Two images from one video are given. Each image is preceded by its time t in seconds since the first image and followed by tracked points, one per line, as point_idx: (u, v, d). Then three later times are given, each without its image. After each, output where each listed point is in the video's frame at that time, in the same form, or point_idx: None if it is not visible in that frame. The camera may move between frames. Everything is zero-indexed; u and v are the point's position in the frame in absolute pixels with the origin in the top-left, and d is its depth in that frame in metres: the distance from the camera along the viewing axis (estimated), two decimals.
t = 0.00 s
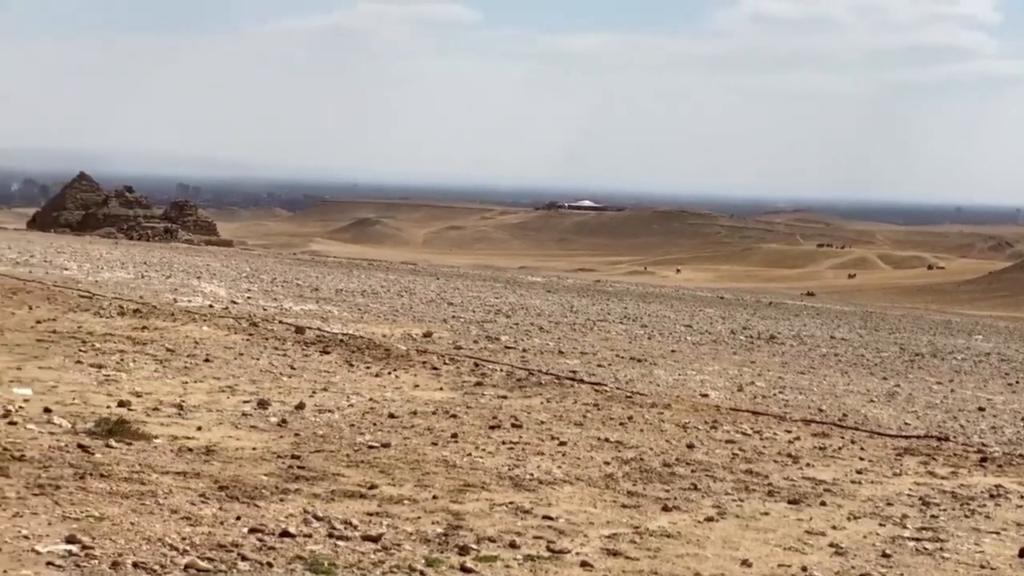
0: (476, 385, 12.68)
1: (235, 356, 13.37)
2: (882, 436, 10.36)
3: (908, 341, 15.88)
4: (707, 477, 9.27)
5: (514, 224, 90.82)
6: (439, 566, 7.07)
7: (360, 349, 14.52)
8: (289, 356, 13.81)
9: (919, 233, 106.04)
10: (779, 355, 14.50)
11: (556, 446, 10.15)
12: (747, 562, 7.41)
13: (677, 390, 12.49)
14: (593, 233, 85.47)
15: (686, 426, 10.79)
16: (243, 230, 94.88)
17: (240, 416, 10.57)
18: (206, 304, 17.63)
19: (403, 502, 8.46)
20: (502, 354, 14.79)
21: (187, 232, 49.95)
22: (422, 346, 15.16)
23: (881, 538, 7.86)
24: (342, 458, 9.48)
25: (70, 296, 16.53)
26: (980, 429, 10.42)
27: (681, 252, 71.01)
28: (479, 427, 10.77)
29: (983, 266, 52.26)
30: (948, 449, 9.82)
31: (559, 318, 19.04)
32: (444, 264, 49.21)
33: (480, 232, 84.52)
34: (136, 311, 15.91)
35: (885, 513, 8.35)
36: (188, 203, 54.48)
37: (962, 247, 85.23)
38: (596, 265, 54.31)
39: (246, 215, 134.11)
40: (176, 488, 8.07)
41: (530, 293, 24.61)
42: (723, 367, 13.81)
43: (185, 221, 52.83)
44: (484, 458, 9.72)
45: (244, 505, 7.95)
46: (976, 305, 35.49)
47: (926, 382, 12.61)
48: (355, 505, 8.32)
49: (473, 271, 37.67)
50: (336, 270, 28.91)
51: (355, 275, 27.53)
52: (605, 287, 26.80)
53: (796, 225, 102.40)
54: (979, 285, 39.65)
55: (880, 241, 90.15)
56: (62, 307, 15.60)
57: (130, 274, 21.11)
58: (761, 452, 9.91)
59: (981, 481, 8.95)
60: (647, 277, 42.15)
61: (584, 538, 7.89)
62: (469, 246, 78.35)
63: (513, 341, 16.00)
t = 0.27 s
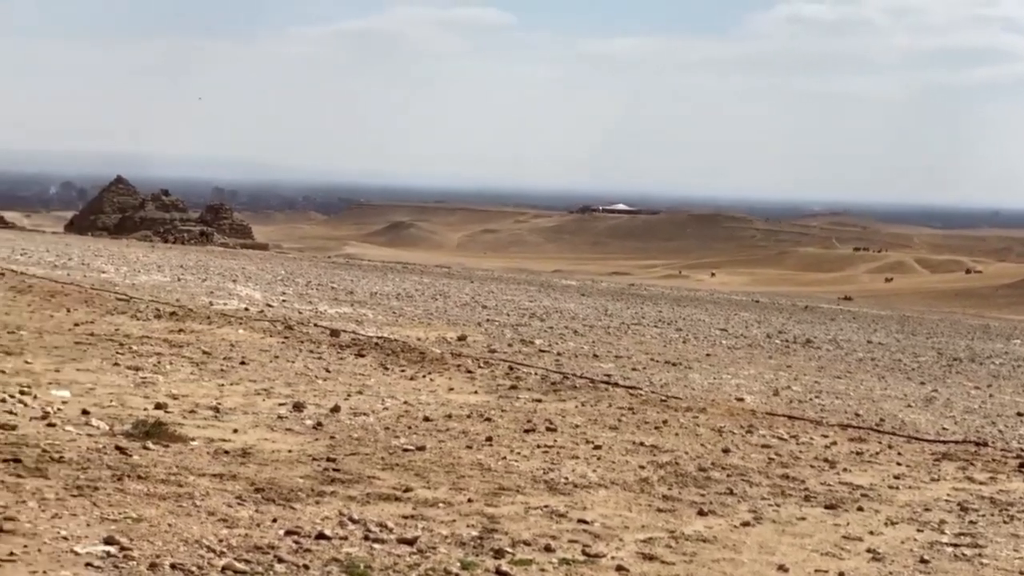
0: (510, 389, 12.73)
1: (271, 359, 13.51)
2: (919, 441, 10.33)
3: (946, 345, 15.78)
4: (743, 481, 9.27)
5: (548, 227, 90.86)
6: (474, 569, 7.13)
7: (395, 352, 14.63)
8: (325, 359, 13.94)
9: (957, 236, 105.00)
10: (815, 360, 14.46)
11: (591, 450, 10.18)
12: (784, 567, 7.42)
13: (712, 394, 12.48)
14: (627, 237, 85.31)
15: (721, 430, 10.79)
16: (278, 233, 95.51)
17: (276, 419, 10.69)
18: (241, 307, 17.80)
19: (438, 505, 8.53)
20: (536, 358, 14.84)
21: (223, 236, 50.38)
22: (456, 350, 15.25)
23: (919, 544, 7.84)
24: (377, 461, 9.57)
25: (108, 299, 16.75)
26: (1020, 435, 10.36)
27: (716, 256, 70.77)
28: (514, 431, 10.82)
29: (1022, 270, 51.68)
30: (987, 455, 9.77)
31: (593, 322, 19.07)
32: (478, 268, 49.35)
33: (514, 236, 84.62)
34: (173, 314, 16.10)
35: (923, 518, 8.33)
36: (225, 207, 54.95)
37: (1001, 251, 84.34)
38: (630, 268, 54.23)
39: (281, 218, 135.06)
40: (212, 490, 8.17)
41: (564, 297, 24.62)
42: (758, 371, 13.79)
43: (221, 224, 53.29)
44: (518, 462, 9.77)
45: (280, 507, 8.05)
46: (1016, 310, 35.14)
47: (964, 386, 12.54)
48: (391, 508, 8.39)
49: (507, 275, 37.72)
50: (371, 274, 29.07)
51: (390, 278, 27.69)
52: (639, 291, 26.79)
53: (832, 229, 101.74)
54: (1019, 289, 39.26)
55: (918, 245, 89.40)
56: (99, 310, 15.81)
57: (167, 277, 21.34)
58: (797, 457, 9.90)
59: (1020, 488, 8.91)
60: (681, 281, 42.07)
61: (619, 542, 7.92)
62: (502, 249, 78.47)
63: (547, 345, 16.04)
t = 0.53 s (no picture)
0: (544, 393, 12.77)
1: (304, 364, 13.63)
2: (956, 446, 10.29)
3: (983, 351, 15.68)
4: (778, 487, 9.27)
5: (580, 232, 90.81)
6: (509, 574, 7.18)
7: (428, 357, 14.71)
8: (358, 363, 14.04)
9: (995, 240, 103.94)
10: (850, 365, 14.41)
11: (625, 454, 10.21)
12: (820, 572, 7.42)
13: (746, 399, 12.47)
14: (660, 241, 85.11)
15: (755, 435, 10.78)
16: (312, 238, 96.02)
17: (310, 423, 10.79)
18: (275, 312, 17.97)
19: (472, 509, 8.59)
20: (569, 363, 14.88)
21: (257, 241, 50.73)
22: (489, 354, 15.31)
23: (956, 550, 7.81)
24: (411, 466, 9.64)
25: (143, 304, 16.95)
26: None
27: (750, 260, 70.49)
28: (548, 435, 10.87)
29: None
30: None
31: (627, 327, 19.08)
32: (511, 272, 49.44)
33: (546, 241, 84.65)
34: (207, 318, 16.27)
35: (960, 524, 8.31)
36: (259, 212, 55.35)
37: None
38: (663, 273, 54.12)
39: (315, 224, 135.78)
40: (247, 494, 8.28)
41: (597, 302, 24.62)
42: (793, 376, 13.76)
43: (255, 229, 53.68)
44: (552, 466, 9.82)
45: (314, 511, 8.14)
46: None
47: (1001, 392, 12.46)
48: (425, 512, 8.47)
49: (540, 279, 37.77)
50: (404, 279, 29.20)
51: (422, 283, 27.80)
52: (672, 295, 26.76)
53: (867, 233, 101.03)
54: None
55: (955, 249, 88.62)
56: (135, 314, 16.01)
57: (201, 282, 21.56)
58: (832, 462, 9.88)
59: None
60: (714, 286, 41.94)
61: (654, 547, 7.95)
62: (535, 254, 78.52)
63: (580, 350, 16.07)
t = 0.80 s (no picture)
0: (582, 399, 12.79)
1: (342, 369, 13.74)
2: (998, 453, 10.21)
3: None
4: (818, 493, 9.23)
5: (617, 237, 90.65)
6: None
7: (466, 363, 14.77)
8: (396, 369, 14.13)
9: None
10: (891, 370, 14.31)
11: (663, 460, 10.21)
12: None
13: (785, 404, 12.42)
14: (698, 246, 84.78)
15: (795, 441, 10.74)
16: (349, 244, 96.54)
17: (348, 429, 10.88)
18: (313, 318, 18.11)
19: (510, 515, 8.63)
20: (607, 368, 14.88)
21: (295, 247, 51.07)
22: (527, 360, 15.35)
23: (998, 557, 7.76)
24: (449, 471, 9.70)
25: (182, 309, 17.14)
26: None
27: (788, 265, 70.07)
28: (586, 441, 10.89)
29: None
30: None
31: (664, 332, 19.06)
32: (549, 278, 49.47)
33: (583, 246, 84.59)
34: (246, 324, 16.43)
35: (1003, 531, 8.24)
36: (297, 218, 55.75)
37: None
38: (701, 278, 53.92)
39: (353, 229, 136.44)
40: (286, 499, 8.37)
41: (636, 307, 24.57)
42: (832, 381, 13.69)
43: (293, 235, 54.08)
44: (590, 472, 9.84)
45: (353, 517, 8.21)
46: None
47: None
48: (463, 517, 8.52)
49: (578, 285, 37.76)
50: (441, 284, 29.32)
51: (460, 288, 27.89)
52: (710, 301, 26.69)
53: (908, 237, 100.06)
54: None
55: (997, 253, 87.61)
56: (174, 320, 16.21)
57: (240, 288, 21.76)
58: (873, 468, 9.83)
59: None
60: (752, 291, 41.73)
61: (692, 553, 7.94)
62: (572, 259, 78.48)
63: (618, 355, 16.07)
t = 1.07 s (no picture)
0: (617, 406, 12.82)
1: (378, 377, 13.85)
2: None
3: None
4: (855, 501, 9.21)
5: (653, 243, 90.45)
6: None
7: (501, 370, 14.83)
8: (432, 377, 14.21)
9: None
10: (930, 377, 14.21)
11: (699, 468, 10.22)
12: None
13: (822, 411, 12.38)
14: (734, 253, 84.40)
15: (832, 448, 10.71)
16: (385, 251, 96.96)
17: (384, 437, 10.98)
18: (350, 325, 18.25)
19: (545, 523, 8.68)
20: (643, 375, 14.89)
21: (332, 254, 51.38)
22: (562, 367, 15.39)
23: None
24: (485, 479, 9.76)
25: (220, 318, 17.34)
26: None
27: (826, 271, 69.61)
28: (622, 449, 10.91)
29: None
30: None
31: (700, 339, 19.04)
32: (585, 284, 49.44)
33: (619, 253, 84.46)
34: (283, 332, 16.59)
35: None
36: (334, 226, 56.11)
37: None
38: (737, 285, 53.67)
39: (389, 237, 137.02)
40: (322, 507, 8.47)
41: (672, 314, 24.54)
42: (870, 388, 13.63)
43: (329, 243, 54.43)
44: (626, 480, 9.87)
45: (389, 525, 8.29)
46: None
47: None
48: (498, 525, 8.58)
49: (614, 291, 37.73)
50: (477, 291, 29.42)
51: (495, 295, 27.96)
52: (747, 307, 26.59)
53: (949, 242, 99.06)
54: None
55: None
56: (212, 329, 16.40)
57: (276, 296, 21.95)
58: (910, 475, 9.79)
59: None
60: (790, 296, 41.51)
61: (728, 561, 7.95)
62: (607, 266, 78.38)
63: (654, 362, 16.07)
